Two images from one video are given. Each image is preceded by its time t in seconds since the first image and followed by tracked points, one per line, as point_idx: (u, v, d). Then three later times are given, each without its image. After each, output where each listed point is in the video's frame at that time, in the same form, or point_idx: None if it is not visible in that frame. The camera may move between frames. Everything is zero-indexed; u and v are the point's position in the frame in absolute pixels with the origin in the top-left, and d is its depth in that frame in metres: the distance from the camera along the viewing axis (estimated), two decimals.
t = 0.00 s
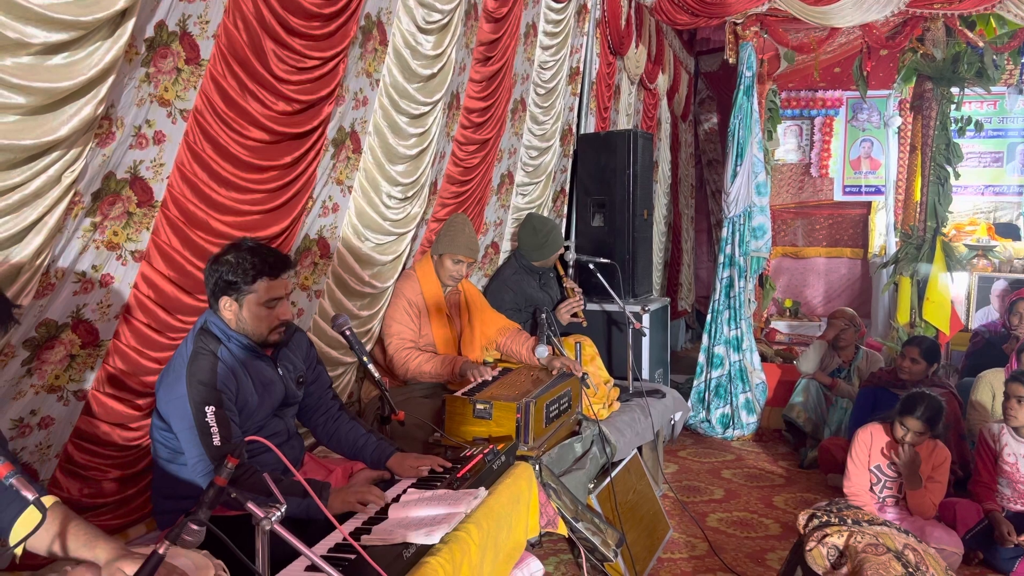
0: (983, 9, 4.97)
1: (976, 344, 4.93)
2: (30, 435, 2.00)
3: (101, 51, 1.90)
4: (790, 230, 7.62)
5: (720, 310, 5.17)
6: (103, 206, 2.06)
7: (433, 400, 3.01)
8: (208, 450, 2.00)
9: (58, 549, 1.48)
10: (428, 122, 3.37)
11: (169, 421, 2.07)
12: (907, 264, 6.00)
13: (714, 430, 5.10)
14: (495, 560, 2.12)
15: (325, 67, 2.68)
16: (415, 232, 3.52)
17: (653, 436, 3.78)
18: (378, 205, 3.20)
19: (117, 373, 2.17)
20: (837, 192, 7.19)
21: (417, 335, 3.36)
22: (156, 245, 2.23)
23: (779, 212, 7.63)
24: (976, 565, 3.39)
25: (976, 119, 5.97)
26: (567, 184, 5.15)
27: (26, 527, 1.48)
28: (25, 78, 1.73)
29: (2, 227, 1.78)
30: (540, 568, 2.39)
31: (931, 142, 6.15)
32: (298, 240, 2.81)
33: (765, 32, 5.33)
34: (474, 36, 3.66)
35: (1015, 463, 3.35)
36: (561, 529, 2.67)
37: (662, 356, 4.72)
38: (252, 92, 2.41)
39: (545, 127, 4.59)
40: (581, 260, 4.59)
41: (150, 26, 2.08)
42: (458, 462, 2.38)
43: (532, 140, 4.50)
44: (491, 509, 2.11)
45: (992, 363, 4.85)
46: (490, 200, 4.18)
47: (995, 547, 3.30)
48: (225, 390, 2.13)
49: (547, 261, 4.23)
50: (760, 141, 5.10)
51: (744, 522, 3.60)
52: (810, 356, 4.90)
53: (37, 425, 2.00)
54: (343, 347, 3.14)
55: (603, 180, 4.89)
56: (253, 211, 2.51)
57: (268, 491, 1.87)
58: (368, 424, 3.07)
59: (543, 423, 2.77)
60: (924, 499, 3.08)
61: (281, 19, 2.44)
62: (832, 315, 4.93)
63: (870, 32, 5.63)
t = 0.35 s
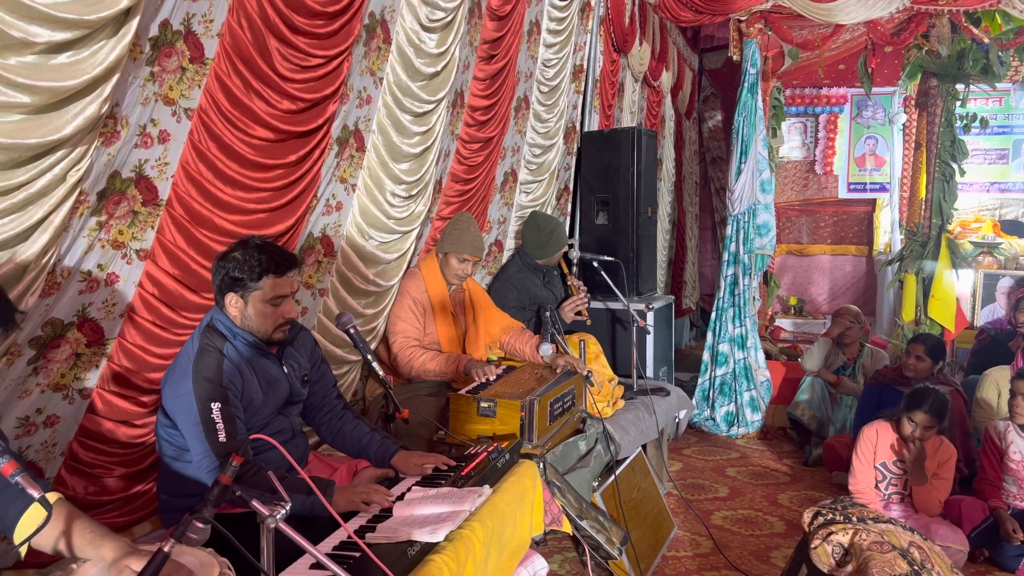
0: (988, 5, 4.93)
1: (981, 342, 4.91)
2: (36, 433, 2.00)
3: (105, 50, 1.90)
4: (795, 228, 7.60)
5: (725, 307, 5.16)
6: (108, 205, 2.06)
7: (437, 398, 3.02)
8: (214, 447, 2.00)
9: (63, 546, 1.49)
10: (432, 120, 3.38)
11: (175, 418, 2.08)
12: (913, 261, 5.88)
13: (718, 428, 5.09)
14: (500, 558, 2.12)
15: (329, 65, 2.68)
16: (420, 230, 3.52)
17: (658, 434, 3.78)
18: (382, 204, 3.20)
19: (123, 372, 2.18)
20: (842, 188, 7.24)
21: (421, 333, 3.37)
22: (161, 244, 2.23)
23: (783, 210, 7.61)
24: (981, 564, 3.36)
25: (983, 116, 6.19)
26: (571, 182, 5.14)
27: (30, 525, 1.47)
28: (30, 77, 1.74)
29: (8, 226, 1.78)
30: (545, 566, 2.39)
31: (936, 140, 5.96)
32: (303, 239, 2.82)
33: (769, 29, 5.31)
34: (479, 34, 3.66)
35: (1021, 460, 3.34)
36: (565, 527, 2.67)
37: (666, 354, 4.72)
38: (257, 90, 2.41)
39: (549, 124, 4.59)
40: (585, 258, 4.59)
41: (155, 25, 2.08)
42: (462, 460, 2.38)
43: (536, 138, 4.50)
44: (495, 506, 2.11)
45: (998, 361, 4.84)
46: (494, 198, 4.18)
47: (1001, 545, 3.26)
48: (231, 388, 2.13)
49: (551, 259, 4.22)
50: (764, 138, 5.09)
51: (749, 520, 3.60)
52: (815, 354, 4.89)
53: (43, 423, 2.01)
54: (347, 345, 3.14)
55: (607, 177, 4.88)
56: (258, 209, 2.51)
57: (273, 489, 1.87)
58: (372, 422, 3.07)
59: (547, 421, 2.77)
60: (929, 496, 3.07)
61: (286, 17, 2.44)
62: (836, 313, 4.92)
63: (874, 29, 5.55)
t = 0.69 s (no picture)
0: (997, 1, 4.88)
1: (989, 340, 4.89)
2: (44, 430, 2.01)
3: (113, 49, 1.91)
4: (802, 226, 7.57)
5: (731, 305, 5.14)
6: (115, 203, 2.07)
7: (443, 396, 3.02)
8: (222, 443, 2.02)
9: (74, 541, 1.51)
10: (438, 118, 3.38)
11: (184, 415, 2.09)
12: (920, 258, 5.88)
13: (724, 427, 5.08)
14: (506, 556, 2.12)
15: (335, 64, 2.68)
16: (426, 229, 3.52)
17: (664, 432, 3.77)
18: (388, 202, 3.20)
19: (130, 369, 2.19)
20: (849, 186, 7.17)
21: (427, 331, 3.37)
22: (167, 242, 2.24)
23: (790, 207, 7.58)
24: (989, 562, 3.37)
25: (990, 113, 6.05)
26: (578, 180, 5.14)
27: (40, 519, 1.51)
28: (37, 77, 1.74)
29: (15, 225, 1.79)
30: (551, 564, 2.39)
31: (943, 137, 6.02)
32: (309, 237, 2.82)
33: (776, 26, 5.27)
34: (484, 33, 3.66)
35: None
36: (572, 526, 2.67)
37: (673, 352, 4.71)
38: (263, 88, 2.42)
39: (555, 122, 4.58)
40: (592, 257, 4.58)
41: (162, 24, 2.09)
42: (469, 459, 2.38)
43: (541, 136, 4.49)
44: (502, 504, 2.12)
45: (1006, 359, 4.81)
46: (500, 196, 4.18)
47: (1008, 543, 3.28)
48: (240, 385, 2.14)
49: (557, 258, 4.20)
50: (771, 136, 5.07)
51: (756, 518, 3.59)
52: (821, 352, 4.87)
53: (50, 421, 2.02)
54: (354, 343, 3.14)
55: (613, 176, 4.88)
56: (264, 208, 2.52)
57: (280, 485, 1.87)
58: (379, 421, 3.08)
59: (553, 419, 2.77)
60: (938, 493, 3.06)
61: (292, 16, 2.44)
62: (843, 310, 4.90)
63: (881, 26, 5.58)
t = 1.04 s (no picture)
0: None
1: (1004, 337, 4.84)
2: (59, 426, 2.03)
3: (126, 47, 1.92)
4: (814, 222, 7.53)
5: (743, 302, 5.12)
6: (128, 200, 2.09)
7: (455, 393, 3.03)
8: (236, 438, 2.03)
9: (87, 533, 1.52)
10: (449, 115, 3.38)
11: (198, 410, 2.10)
12: (934, 256, 5.81)
13: (736, 424, 5.07)
14: (517, 553, 2.12)
15: (346, 61, 2.69)
16: (437, 226, 3.52)
17: (675, 430, 3.76)
18: (400, 199, 3.21)
19: (144, 365, 2.20)
20: (861, 183, 7.11)
21: (439, 328, 3.37)
22: (180, 239, 2.25)
23: (803, 204, 7.53)
24: (1003, 561, 3.33)
25: (1005, 108, 5.98)
26: (589, 176, 5.13)
27: (53, 505, 1.57)
28: (52, 74, 1.76)
29: (30, 221, 1.81)
30: (562, 560, 2.38)
31: (957, 132, 6.13)
32: (320, 234, 2.83)
33: (788, 22, 5.24)
34: (495, 29, 3.66)
35: None
36: (583, 522, 2.66)
37: (684, 349, 4.69)
38: (275, 85, 2.43)
39: (566, 119, 4.58)
40: (603, 254, 4.57)
41: (174, 21, 2.10)
42: (480, 455, 2.38)
43: (552, 133, 4.49)
44: (513, 500, 2.12)
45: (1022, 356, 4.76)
46: (511, 193, 4.18)
47: None
48: (254, 380, 2.15)
49: (568, 254, 4.19)
50: (784, 132, 5.04)
51: (768, 516, 3.58)
52: (834, 349, 4.87)
53: (65, 416, 2.04)
54: (365, 340, 3.15)
55: (624, 172, 4.88)
56: (276, 204, 2.53)
57: (292, 480, 1.87)
58: (390, 417, 3.09)
59: (564, 416, 2.77)
60: (951, 490, 3.05)
61: (303, 13, 2.45)
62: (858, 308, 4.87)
63: (894, 21, 5.56)
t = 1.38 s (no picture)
0: None
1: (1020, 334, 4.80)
2: (75, 421, 2.05)
3: (140, 44, 1.93)
4: (827, 219, 7.48)
5: (756, 299, 5.10)
6: (143, 197, 2.10)
7: (467, 389, 3.03)
8: (250, 433, 2.04)
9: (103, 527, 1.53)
10: (461, 112, 3.37)
11: (212, 405, 2.12)
12: (948, 252, 5.76)
13: (749, 421, 5.05)
14: (529, 549, 2.12)
15: (357, 57, 2.69)
16: (449, 222, 3.53)
17: (688, 426, 3.75)
18: (411, 195, 3.21)
19: (159, 361, 2.22)
20: (875, 179, 7.08)
21: (451, 324, 3.38)
22: (194, 236, 2.27)
23: (816, 200, 7.49)
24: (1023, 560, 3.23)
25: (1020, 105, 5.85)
26: (601, 173, 5.12)
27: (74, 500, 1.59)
28: (67, 72, 1.77)
29: (46, 218, 1.82)
30: (574, 556, 2.36)
31: (974, 128, 5.83)
32: (333, 230, 2.84)
33: (801, 17, 5.19)
34: (507, 25, 3.65)
35: None
36: (595, 518, 2.66)
37: (696, 346, 4.68)
38: (287, 83, 2.43)
39: (577, 115, 4.56)
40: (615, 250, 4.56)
41: (188, 19, 2.11)
42: (492, 451, 2.39)
43: (564, 129, 4.48)
44: (525, 496, 2.12)
45: None
46: (522, 189, 4.17)
47: None
48: (268, 376, 2.16)
49: (580, 251, 4.19)
50: (797, 127, 5.01)
51: (780, 513, 3.56)
52: (849, 347, 4.82)
53: (81, 411, 2.06)
54: (378, 336, 3.16)
55: (636, 169, 4.86)
56: (289, 201, 2.54)
57: (305, 475, 1.88)
58: (403, 413, 3.09)
59: (576, 413, 2.77)
60: (967, 488, 3.02)
61: (315, 10, 2.46)
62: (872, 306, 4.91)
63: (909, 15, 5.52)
